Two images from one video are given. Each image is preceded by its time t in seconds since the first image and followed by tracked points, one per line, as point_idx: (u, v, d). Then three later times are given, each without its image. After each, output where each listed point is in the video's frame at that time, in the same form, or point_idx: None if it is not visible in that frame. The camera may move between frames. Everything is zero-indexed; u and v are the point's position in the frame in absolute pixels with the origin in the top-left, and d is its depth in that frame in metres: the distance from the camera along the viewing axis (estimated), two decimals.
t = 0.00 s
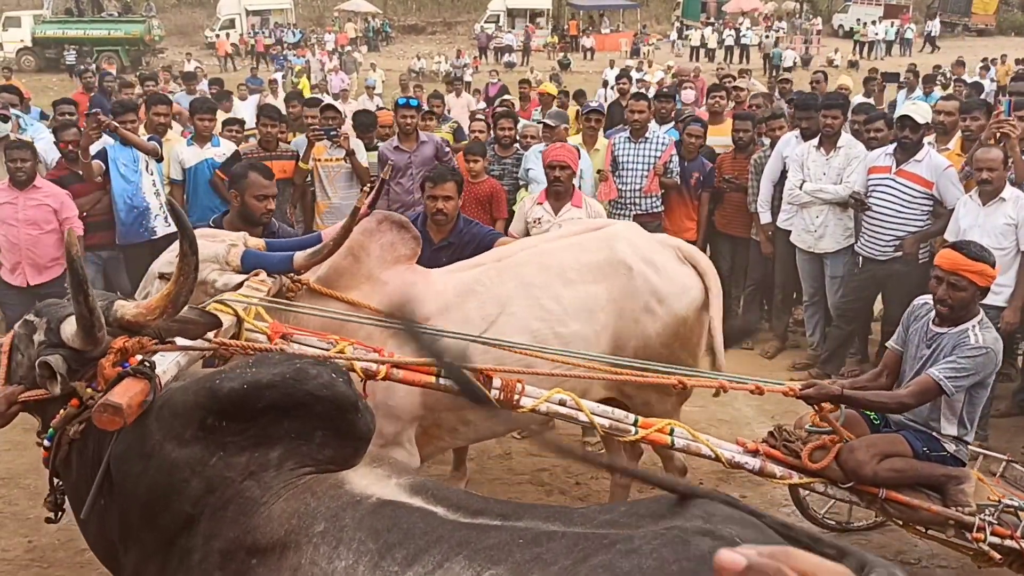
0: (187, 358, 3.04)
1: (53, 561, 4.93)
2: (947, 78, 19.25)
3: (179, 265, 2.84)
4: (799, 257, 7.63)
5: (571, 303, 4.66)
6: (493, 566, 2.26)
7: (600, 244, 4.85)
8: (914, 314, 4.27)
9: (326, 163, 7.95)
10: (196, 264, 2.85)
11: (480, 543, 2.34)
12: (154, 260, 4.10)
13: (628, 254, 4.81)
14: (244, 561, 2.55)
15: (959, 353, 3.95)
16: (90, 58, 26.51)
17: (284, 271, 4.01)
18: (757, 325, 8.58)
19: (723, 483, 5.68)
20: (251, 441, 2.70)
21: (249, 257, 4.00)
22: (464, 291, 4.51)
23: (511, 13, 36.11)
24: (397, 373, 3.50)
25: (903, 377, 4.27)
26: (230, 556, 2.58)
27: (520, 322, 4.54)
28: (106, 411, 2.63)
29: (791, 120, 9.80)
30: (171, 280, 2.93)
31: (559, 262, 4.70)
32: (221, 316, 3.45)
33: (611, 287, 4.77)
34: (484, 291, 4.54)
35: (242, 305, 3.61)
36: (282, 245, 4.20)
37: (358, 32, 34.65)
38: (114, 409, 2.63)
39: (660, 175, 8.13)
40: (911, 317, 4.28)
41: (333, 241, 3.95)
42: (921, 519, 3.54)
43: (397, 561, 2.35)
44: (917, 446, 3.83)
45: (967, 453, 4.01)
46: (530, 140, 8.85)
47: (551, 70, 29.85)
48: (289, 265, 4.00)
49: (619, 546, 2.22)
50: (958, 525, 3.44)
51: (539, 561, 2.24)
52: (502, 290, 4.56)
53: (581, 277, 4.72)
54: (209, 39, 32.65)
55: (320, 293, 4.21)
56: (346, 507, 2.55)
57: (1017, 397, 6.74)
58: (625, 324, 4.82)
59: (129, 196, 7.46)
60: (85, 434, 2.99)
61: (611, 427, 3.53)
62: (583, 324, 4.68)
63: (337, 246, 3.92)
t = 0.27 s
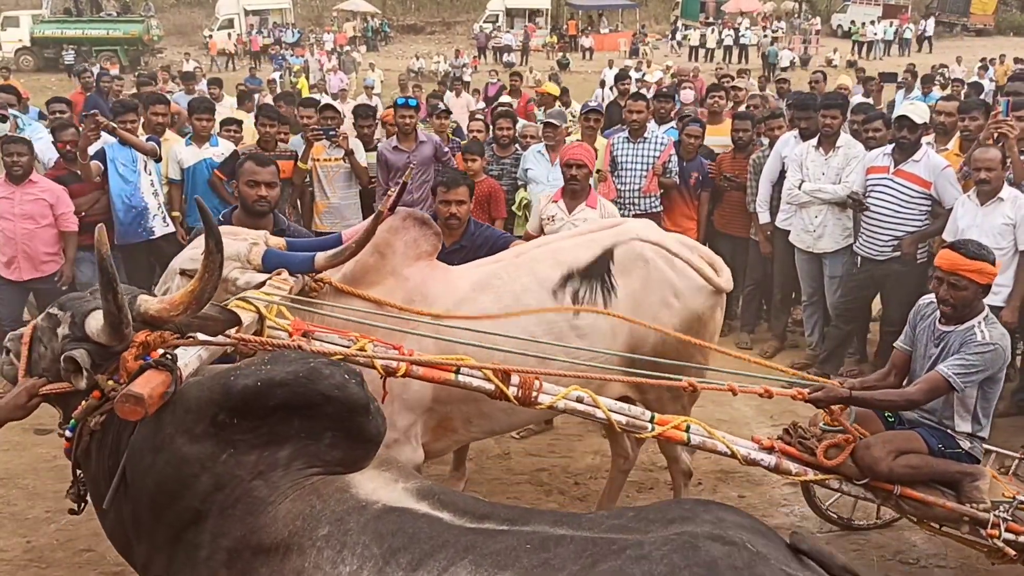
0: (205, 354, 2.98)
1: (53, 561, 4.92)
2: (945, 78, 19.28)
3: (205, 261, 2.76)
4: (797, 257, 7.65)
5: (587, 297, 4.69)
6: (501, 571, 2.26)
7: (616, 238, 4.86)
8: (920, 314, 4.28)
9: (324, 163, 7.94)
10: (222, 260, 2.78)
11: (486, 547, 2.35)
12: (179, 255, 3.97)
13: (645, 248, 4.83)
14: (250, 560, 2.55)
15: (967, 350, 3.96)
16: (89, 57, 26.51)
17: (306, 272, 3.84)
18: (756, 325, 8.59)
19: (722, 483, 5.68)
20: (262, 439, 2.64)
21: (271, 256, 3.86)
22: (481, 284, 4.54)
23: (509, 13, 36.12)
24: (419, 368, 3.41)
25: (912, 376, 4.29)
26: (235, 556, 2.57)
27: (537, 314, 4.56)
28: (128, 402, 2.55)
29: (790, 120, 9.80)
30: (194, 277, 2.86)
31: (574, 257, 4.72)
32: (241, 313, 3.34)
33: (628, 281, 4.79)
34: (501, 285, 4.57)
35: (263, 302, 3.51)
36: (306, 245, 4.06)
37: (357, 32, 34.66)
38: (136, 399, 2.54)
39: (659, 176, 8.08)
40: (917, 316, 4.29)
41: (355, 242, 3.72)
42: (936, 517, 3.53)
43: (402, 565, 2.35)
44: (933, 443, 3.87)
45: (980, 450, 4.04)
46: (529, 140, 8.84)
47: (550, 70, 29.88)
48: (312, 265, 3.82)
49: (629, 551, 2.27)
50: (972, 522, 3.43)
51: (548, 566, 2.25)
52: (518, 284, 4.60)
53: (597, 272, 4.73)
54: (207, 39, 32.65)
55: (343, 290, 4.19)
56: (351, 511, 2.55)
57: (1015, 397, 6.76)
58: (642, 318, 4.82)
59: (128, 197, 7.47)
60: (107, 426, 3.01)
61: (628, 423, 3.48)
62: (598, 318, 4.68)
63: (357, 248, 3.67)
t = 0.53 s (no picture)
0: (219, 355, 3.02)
1: (49, 562, 4.93)
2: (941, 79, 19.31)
3: (225, 259, 2.70)
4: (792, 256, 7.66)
5: (589, 294, 4.69)
6: None
7: (619, 236, 4.87)
8: (921, 314, 4.30)
9: (320, 163, 7.96)
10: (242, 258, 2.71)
11: (488, 554, 2.32)
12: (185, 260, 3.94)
13: (647, 245, 4.80)
14: (250, 561, 2.52)
15: (967, 346, 3.97)
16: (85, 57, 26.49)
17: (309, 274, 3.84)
18: (752, 325, 8.62)
19: (718, 482, 5.70)
20: (266, 441, 2.65)
21: (274, 259, 3.85)
22: (485, 283, 4.58)
23: (506, 13, 36.12)
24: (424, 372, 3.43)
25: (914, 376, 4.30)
26: (235, 557, 2.57)
27: (539, 311, 4.58)
28: (145, 399, 2.56)
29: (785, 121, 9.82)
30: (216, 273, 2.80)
31: (575, 255, 4.75)
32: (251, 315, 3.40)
33: (630, 278, 4.77)
34: (504, 283, 4.61)
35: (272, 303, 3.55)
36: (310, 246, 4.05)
37: (353, 32, 34.66)
38: (153, 397, 2.55)
39: (655, 175, 8.03)
40: (917, 317, 4.31)
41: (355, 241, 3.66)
42: (938, 515, 3.57)
43: (403, 569, 2.32)
44: (938, 442, 3.91)
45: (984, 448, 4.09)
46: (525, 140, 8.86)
47: (546, 70, 29.88)
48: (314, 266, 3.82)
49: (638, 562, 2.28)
50: (976, 521, 3.48)
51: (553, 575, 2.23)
52: (521, 282, 4.62)
53: (597, 271, 4.75)
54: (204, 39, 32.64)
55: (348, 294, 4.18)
56: (349, 517, 2.51)
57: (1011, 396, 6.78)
58: (644, 315, 4.79)
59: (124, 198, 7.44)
60: (120, 425, 2.94)
61: (633, 423, 3.52)
62: (599, 316, 4.69)
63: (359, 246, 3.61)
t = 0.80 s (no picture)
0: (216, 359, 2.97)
1: (39, 562, 4.92)
2: (931, 79, 19.38)
3: (225, 262, 2.78)
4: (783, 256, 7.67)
5: (587, 288, 4.70)
6: None
7: (612, 232, 4.91)
8: (909, 316, 4.32)
9: (312, 164, 7.93)
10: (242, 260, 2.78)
11: None
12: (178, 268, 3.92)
13: (640, 241, 4.86)
14: None
15: (955, 345, 4.00)
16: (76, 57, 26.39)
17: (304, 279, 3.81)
18: (744, 325, 8.65)
19: (709, 482, 5.71)
20: (245, 452, 2.62)
21: (267, 264, 3.78)
22: (485, 276, 4.55)
23: (498, 13, 36.11)
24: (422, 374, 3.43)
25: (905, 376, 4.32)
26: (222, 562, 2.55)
27: (539, 304, 4.56)
28: (143, 403, 2.56)
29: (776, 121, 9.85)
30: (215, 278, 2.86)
31: (571, 250, 4.76)
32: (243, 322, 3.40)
33: (624, 273, 4.80)
34: (504, 276, 4.59)
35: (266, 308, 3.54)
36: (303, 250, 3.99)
37: (345, 31, 34.60)
38: (151, 401, 2.56)
39: (647, 175, 8.04)
40: (906, 318, 4.33)
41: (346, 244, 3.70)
42: (933, 515, 3.59)
43: None
44: (932, 442, 3.92)
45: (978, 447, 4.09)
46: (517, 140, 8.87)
47: (539, 70, 29.88)
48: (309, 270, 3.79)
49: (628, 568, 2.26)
50: (970, 520, 3.50)
51: None
52: (519, 275, 4.61)
53: (594, 265, 4.77)
54: (196, 38, 32.54)
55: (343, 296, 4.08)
56: (321, 536, 2.43)
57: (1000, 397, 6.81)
58: (637, 311, 4.83)
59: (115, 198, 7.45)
60: (118, 429, 2.84)
61: (630, 425, 3.55)
62: (597, 309, 4.70)
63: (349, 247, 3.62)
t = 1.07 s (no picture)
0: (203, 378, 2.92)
1: (29, 564, 4.89)
2: (920, 79, 19.54)
3: (221, 292, 2.71)
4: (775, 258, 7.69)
5: (582, 284, 4.70)
6: None
7: (602, 230, 4.93)
8: (898, 319, 4.33)
9: (303, 163, 7.91)
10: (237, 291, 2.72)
11: None
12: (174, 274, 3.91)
13: (630, 237, 4.88)
14: None
15: (945, 346, 4.01)
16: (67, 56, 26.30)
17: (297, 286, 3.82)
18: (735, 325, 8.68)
19: (701, 482, 5.72)
20: (195, 473, 2.32)
21: (261, 271, 3.82)
22: (482, 275, 4.52)
23: (491, 13, 36.16)
24: (415, 384, 3.41)
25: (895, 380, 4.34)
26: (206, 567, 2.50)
27: (537, 300, 4.54)
28: (120, 432, 2.32)
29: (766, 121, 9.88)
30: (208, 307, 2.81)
31: (563, 248, 4.76)
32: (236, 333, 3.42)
33: (616, 270, 4.81)
34: (500, 275, 4.57)
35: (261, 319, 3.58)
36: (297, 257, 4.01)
37: (337, 31, 34.59)
38: (129, 430, 2.32)
39: (639, 176, 8.05)
40: (894, 321, 4.34)
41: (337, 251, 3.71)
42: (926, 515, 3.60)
43: None
44: (924, 444, 3.96)
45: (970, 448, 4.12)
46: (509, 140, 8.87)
47: (531, 70, 29.91)
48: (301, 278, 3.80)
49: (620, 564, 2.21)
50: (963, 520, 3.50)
51: None
52: (515, 273, 4.59)
53: (586, 262, 4.78)
54: (187, 38, 32.45)
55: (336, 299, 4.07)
56: (251, 567, 2.13)
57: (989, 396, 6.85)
58: (629, 308, 4.84)
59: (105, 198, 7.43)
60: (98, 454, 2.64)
61: (623, 431, 3.56)
62: (593, 305, 4.70)
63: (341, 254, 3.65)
